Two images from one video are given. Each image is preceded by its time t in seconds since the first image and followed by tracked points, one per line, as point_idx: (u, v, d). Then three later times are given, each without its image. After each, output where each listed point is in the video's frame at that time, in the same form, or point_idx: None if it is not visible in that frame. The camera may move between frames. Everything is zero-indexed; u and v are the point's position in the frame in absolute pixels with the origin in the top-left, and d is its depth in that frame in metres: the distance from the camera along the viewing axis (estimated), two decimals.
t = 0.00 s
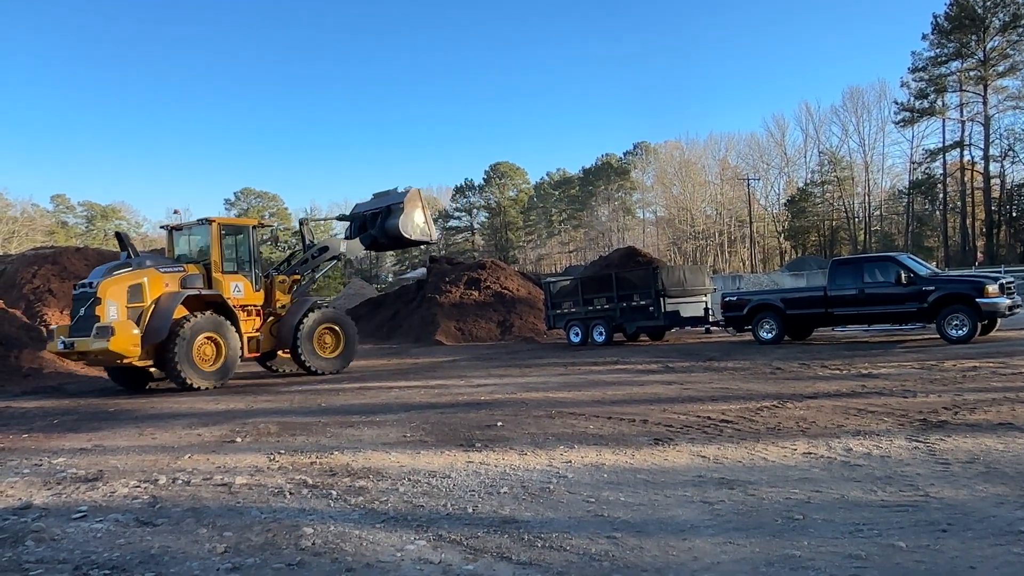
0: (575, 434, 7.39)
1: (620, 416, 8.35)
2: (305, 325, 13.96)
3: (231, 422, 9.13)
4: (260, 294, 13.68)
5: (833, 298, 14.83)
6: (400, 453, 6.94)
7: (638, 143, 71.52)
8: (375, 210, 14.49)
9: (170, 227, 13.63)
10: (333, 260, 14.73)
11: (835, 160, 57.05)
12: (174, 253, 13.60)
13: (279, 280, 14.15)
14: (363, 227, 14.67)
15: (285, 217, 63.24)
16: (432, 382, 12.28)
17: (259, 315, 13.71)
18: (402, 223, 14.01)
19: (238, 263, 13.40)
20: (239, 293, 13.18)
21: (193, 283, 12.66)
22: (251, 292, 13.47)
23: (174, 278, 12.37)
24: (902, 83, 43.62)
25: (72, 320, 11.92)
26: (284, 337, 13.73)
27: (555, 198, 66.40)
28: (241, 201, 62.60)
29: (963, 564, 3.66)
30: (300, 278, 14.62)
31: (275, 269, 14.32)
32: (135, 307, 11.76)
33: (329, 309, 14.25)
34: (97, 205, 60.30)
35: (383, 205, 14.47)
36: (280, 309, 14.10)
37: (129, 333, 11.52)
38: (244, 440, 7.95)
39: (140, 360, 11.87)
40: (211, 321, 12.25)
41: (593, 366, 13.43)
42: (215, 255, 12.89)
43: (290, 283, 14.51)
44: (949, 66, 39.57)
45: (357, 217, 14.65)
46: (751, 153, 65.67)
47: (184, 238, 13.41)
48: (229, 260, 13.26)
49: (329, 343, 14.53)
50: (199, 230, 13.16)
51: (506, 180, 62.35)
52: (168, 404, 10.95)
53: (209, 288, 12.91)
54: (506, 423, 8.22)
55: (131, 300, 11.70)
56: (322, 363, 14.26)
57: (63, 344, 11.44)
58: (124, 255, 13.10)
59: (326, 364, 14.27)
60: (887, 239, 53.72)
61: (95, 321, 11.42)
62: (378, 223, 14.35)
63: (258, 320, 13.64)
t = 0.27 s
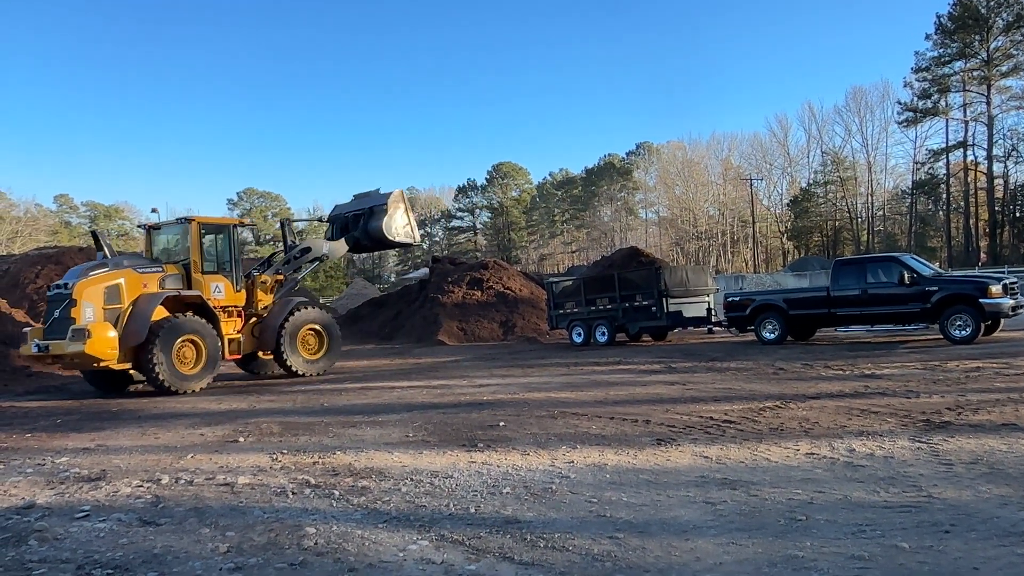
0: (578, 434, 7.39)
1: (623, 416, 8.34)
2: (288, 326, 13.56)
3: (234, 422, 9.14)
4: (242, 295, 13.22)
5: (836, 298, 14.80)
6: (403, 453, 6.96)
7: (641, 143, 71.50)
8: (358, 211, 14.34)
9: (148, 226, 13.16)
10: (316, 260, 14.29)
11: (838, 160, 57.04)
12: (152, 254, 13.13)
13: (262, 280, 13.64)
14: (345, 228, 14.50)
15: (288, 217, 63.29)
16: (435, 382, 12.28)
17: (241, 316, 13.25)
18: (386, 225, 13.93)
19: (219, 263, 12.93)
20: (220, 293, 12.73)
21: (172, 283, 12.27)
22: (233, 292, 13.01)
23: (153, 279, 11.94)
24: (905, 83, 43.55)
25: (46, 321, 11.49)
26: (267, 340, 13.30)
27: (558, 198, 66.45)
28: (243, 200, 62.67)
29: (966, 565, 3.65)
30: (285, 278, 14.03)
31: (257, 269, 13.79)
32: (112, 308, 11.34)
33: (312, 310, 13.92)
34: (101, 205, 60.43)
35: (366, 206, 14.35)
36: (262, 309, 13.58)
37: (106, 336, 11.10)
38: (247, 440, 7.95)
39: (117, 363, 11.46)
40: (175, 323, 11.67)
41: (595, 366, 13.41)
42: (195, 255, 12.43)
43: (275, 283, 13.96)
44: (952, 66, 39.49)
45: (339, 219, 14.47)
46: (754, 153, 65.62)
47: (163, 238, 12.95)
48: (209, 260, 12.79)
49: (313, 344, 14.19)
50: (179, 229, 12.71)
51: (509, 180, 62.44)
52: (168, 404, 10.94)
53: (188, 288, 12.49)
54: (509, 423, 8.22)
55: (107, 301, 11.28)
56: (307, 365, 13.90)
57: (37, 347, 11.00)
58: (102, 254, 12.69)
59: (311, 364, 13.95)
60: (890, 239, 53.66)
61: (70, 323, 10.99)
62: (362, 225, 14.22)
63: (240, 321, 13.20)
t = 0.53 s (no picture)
0: (580, 434, 7.39)
1: (625, 416, 8.34)
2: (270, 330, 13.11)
3: (237, 422, 9.15)
4: (224, 296, 12.73)
5: (839, 298, 14.78)
6: (406, 452, 6.97)
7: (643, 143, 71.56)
8: (339, 212, 13.87)
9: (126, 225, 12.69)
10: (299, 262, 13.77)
11: (841, 161, 57.00)
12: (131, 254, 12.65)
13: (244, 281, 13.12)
14: (326, 229, 14.01)
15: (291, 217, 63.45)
16: (437, 383, 12.27)
17: (222, 318, 12.77)
18: (370, 225, 13.50)
19: (199, 263, 12.46)
20: (200, 294, 12.26)
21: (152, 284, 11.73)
22: (215, 293, 12.55)
23: (131, 279, 11.41)
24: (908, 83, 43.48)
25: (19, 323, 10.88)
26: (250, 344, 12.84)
27: (560, 198, 66.60)
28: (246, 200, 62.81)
29: (970, 566, 3.64)
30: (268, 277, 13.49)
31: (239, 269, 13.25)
32: (89, 309, 10.78)
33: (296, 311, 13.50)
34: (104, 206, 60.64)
35: (347, 207, 13.88)
36: (245, 310, 13.08)
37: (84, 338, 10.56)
38: (250, 440, 7.97)
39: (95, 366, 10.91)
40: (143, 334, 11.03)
41: (598, 367, 13.38)
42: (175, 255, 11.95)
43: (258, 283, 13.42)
44: (955, 66, 39.38)
45: (319, 220, 14.00)
46: (756, 153, 65.54)
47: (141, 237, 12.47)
48: (189, 260, 12.32)
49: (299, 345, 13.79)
50: (158, 227, 12.24)
51: (511, 180, 62.45)
52: (172, 404, 10.95)
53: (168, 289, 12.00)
54: (511, 423, 8.23)
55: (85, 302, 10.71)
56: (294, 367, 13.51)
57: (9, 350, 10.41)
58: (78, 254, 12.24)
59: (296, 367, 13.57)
60: (893, 239, 53.61)
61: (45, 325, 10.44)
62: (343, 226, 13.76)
63: (221, 323, 12.72)
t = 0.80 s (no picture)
0: (583, 434, 7.39)
1: (627, 416, 8.36)
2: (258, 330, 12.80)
3: (239, 422, 9.16)
4: (208, 296, 12.37)
5: (842, 298, 14.77)
6: (408, 452, 6.97)
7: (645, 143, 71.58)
8: (324, 212, 13.66)
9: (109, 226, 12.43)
10: (284, 262, 13.51)
11: (843, 161, 56.98)
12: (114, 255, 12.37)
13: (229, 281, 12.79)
14: (311, 229, 13.77)
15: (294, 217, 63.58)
16: (439, 383, 12.24)
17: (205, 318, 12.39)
18: (356, 226, 13.29)
19: (182, 263, 12.13)
20: (183, 294, 11.90)
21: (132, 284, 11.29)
22: (197, 293, 12.19)
23: (112, 279, 10.97)
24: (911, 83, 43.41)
25: None
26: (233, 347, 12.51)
27: (562, 198, 67.38)
28: (249, 200, 62.96)
29: (972, 566, 3.64)
30: (254, 277, 13.20)
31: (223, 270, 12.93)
32: (67, 310, 10.32)
33: (283, 312, 13.25)
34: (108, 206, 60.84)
35: (333, 207, 13.66)
36: (230, 311, 12.76)
37: (61, 339, 10.11)
38: (252, 440, 7.98)
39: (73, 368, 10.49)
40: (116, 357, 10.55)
41: (600, 367, 13.36)
42: (157, 253, 11.62)
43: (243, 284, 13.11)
44: (958, 65, 39.32)
45: (303, 219, 13.78)
46: (758, 153, 65.47)
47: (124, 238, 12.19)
48: (172, 260, 12.00)
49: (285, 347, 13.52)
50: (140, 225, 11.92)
51: (514, 180, 62.38)
52: (173, 404, 10.93)
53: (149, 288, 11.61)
54: (513, 423, 8.24)
55: (63, 303, 10.26)
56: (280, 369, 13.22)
57: None
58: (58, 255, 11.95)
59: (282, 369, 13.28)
60: (896, 239, 53.54)
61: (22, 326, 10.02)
62: (329, 226, 13.53)
63: (205, 323, 12.34)
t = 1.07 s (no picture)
0: (584, 434, 7.40)
1: (629, 416, 8.36)
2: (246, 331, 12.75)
3: (241, 422, 9.16)
4: (194, 297, 12.17)
5: (844, 298, 14.76)
6: (410, 452, 6.97)
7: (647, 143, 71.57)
8: (311, 211, 13.60)
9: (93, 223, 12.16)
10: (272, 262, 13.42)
11: (845, 160, 56.92)
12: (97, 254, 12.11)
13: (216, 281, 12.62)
14: (299, 229, 13.72)
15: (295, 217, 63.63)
16: (440, 383, 12.24)
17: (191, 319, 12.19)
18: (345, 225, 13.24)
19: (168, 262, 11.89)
20: (168, 295, 11.68)
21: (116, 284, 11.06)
22: (183, 294, 11.97)
23: (94, 279, 10.71)
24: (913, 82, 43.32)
25: None
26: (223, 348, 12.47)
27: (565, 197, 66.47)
28: (251, 200, 62.99)
29: (975, 566, 3.64)
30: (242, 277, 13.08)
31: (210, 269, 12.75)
32: (46, 310, 10.02)
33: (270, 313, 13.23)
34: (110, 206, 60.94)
35: (320, 206, 13.61)
36: (217, 312, 12.60)
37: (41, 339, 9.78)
38: (254, 440, 7.98)
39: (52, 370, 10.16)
40: (98, 372, 10.32)
41: (602, 366, 13.35)
42: (141, 253, 11.37)
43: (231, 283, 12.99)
44: (960, 65, 39.26)
45: (291, 219, 13.67)
46: (760, 153, 65.40)
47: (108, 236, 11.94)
48: (156, 259, 11.76)
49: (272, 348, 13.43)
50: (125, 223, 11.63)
51: (515, 180, 62.27)
52: (175, 404, 10.93)
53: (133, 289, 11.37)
54: (515, 422, 8.24)
55: (42, 303, 9.97)
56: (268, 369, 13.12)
57: None
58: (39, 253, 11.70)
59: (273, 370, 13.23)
60: (898, 239, 53.41)
61: None
62: (316, 225, 13.49)
63: (190, 324, 12.16)
